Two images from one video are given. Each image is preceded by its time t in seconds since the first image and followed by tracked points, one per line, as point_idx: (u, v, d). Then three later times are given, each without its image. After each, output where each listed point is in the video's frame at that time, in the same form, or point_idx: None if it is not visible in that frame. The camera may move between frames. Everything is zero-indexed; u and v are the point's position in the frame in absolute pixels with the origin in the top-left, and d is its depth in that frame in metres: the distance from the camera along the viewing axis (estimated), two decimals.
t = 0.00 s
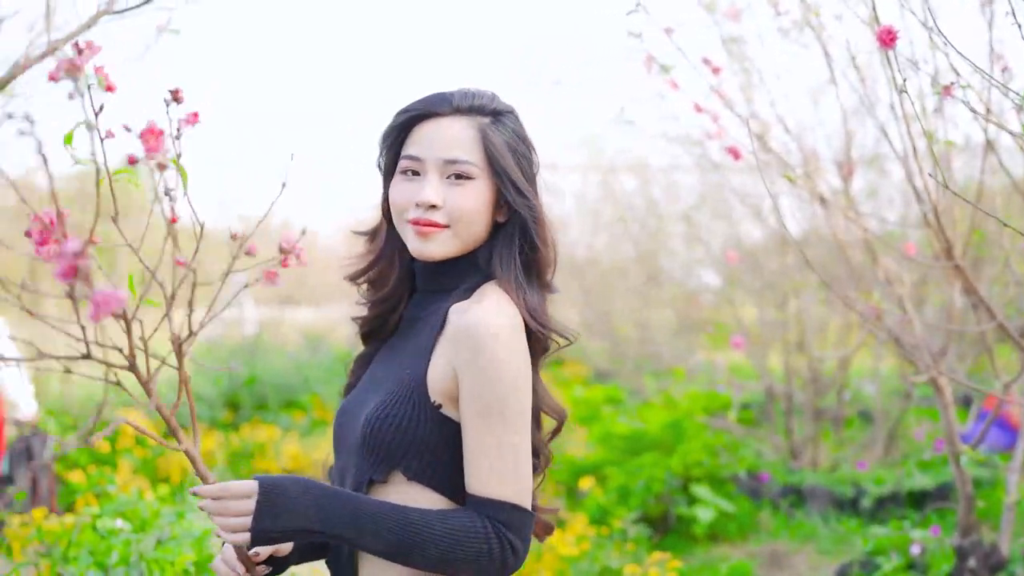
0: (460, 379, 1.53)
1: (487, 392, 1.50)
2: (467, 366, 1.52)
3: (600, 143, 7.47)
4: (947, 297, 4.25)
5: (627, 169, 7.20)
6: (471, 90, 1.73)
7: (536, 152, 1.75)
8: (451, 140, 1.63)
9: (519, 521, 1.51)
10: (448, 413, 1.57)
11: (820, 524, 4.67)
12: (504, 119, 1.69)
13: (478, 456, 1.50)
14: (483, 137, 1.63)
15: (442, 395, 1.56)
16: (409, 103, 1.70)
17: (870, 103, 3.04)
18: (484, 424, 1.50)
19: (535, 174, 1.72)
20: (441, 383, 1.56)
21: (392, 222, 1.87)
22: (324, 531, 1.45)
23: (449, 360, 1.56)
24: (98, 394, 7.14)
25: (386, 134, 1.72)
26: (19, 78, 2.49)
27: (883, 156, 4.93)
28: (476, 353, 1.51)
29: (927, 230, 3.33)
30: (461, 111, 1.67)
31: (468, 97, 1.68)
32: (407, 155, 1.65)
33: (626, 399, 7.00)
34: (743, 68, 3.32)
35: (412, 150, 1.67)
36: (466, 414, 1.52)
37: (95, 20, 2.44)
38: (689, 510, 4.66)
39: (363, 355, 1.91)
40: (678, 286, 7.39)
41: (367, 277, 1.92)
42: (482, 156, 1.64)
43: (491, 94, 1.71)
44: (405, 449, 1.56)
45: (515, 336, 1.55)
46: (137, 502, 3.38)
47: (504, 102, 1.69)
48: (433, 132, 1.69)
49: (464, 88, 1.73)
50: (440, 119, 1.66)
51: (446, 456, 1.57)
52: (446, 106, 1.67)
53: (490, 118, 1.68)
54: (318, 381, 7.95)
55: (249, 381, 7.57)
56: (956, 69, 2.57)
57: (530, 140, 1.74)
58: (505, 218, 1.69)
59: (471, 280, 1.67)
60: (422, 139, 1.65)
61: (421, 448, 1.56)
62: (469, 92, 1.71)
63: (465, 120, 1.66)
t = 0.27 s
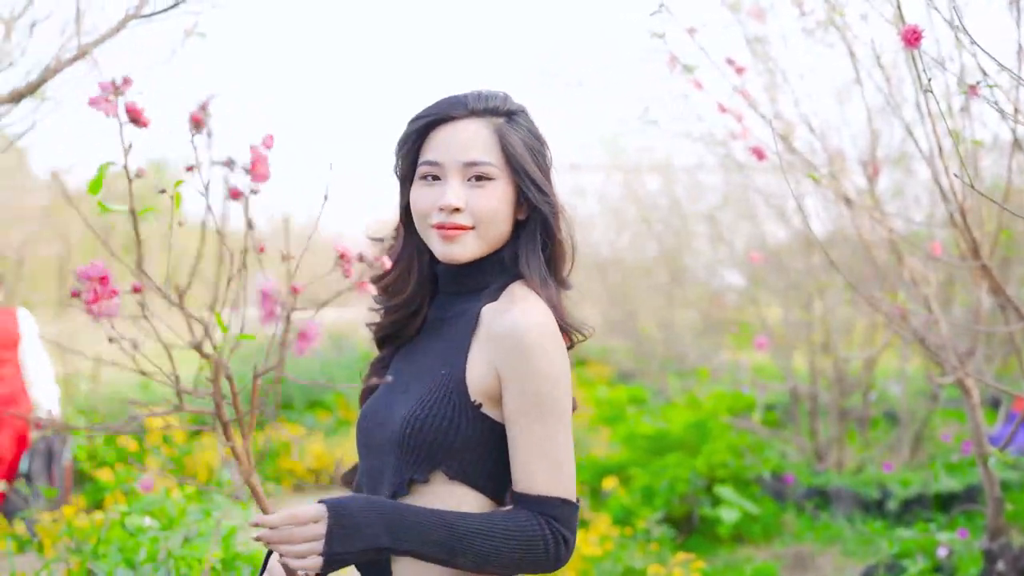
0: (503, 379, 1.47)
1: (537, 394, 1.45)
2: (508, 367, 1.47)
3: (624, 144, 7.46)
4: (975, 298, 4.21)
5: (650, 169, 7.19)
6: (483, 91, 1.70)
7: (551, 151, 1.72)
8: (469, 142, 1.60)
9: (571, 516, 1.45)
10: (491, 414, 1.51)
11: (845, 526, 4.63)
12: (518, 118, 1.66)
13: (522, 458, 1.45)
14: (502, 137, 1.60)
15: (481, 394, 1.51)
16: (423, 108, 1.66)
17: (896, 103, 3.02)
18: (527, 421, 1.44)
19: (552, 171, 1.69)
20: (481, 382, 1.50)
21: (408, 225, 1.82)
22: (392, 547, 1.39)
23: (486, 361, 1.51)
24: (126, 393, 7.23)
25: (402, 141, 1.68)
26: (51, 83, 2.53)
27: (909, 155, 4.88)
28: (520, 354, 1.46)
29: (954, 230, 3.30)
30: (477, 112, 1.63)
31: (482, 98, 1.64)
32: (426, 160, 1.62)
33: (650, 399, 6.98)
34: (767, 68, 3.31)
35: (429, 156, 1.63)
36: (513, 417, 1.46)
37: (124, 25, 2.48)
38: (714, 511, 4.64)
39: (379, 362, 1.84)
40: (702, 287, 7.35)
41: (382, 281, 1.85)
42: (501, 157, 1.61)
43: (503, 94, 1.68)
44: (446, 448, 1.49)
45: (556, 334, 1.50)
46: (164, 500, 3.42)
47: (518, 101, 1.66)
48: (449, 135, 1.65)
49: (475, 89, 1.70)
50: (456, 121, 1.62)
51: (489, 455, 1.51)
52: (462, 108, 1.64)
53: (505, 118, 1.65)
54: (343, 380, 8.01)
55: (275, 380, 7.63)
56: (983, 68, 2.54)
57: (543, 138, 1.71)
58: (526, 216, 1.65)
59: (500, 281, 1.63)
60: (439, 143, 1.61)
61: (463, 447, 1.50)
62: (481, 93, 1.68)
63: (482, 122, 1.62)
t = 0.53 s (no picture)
0: (544, 378, 1.40)
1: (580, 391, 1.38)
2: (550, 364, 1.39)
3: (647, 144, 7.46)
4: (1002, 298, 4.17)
5: (674, 170, 7.17)
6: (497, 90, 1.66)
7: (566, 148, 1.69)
8: (490, 144, 1.56)
9: (619, 506, 1.39)
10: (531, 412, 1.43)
11: (871, 527, 4.59)
12: (534, 117, 1.63)
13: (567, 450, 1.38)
14: (521, 139, 1.57)
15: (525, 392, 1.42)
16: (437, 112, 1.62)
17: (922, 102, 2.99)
18: (572, 418, 1.37)
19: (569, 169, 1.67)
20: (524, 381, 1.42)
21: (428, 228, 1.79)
22: (464, 563, 1.26)
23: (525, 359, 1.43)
24: (154, 392, 7.32)
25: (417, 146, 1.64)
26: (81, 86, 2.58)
27: (936, 154, 4.84)
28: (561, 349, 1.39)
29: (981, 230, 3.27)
30: (493, 114, 1.60)
31: (499, 99, 1.60)
32: (447, 164, 1.57)
33: (673, 399, 6.96)
34: (791, 68, 3.29)
35: (449, 160, 1.59)
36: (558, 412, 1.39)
37: (154, 29, 2.52)
38: (738, 512, 4.63)
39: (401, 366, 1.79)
40: (726, 287, 7.32)
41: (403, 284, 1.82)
42: (521, 157, 1.58)
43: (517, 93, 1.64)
44: (487, 447, 1.41)
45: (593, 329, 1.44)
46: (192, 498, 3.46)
47: (534, 100, 1.62)
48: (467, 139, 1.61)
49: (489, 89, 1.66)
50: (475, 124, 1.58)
51: (534, 454, 1.43)
52: (478, 111, 1.60)
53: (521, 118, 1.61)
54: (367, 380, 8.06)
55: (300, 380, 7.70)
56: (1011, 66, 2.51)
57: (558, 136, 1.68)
58: (547, 215, 1.63)
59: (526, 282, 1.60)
60: (458, 146, 1.58)
61: (505, 447, 1.41)
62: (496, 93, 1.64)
63: (499, 124, 1.59)
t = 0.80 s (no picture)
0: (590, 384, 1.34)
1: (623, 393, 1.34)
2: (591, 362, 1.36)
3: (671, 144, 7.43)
4: None
5: (699, 170, 7.14)
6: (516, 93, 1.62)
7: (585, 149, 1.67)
8: (515, 149, 1.52)
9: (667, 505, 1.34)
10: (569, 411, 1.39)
11: (899, 529, 4.54)
12: (555, 120, 1.60)
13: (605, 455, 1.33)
14: (545, 143, 1.54)
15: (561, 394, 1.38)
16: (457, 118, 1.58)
17: (951, 101, 2.96)
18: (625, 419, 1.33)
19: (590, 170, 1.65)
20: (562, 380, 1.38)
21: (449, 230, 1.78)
22: None
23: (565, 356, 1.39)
24: (182, 391, 7.40)
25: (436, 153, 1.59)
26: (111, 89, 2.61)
27: (965, 154, 4.78)
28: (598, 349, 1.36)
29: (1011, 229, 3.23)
30: (515, 118, 1.56)
31: (519, 103, 1.56)
32: (471, 171, 1.53)
33: (698, 400, 6.93)
34: (818, 67, 3.27)
35: (472, 166, 1.54)
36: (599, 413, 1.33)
37: (182, 33, 2.55)
38: (763, 513, 4.61)
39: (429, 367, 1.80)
40: (751, 287, 7.28)
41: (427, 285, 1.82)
42: (546, 161, 1.54)
43: (534, 96, 1.61)
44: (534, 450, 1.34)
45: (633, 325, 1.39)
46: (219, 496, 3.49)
47: (553, 102, 1.59)
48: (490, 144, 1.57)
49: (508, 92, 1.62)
50: (498, 130, 1.54)
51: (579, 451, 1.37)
52: (499, 116, 1.56)
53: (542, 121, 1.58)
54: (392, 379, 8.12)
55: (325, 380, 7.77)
56: None
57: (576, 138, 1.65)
58: (571, 217, 1.60)
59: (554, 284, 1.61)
60: (481, 153, 1.54)
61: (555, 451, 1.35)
62: (515, 97, 1.60)
63: (522, 128, 1.55)
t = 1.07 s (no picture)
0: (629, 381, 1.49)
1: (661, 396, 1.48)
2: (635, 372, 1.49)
3: (696, 145, 7.41)
4: None
5: (723, 171, 7.12)
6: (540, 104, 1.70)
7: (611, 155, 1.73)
8: (540, 163, 1.59)
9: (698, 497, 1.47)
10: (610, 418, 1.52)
11: (926, 533, 4.50)
12: (579, 130, 1.67)
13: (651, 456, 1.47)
14: (569, 154, 1.61)
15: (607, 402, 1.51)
16: (484, 132, 1.66)
17: (977, 102, 2.94)
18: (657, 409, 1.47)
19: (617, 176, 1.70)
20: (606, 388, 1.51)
21: (474, 242, 1.83)
22: None
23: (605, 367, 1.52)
24: (209, 391, 7.47)
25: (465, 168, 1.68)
26: (141, 94, 2.66)
27: (993, 154, 4.74)
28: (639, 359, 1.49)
29: None
30: (539, 130, 1.64)
31: (544, 115, 1.64)
32: (500, 186, 1.62)
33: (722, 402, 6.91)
34: (843, 68, 3.26)
35: (500, 181, 1.63)
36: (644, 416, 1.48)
37: (211, 37, 2.59)
38: (788, 516, 4.58)
39: (456, 375, 1.85)
40: (777, 288, 7.24)
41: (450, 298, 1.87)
42: (571, 173, 1.61)
43: (561, 107, 1.68)
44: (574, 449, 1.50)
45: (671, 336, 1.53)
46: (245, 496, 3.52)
47: (578, 113, 1.66)
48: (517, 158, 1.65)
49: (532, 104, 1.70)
50: (524, 144, 1.62)
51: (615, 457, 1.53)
52: (524, 129, 1.64)
53: (566, 131, 1.66)
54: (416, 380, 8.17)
55: (350, 380, 7.82)
56: None
57: (603, 145, 1.72)
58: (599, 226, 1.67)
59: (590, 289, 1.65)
60: (508, 167, 1.62)
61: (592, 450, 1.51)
62: (540, 109, 1.68)
63: (547, 141, 1.63)
